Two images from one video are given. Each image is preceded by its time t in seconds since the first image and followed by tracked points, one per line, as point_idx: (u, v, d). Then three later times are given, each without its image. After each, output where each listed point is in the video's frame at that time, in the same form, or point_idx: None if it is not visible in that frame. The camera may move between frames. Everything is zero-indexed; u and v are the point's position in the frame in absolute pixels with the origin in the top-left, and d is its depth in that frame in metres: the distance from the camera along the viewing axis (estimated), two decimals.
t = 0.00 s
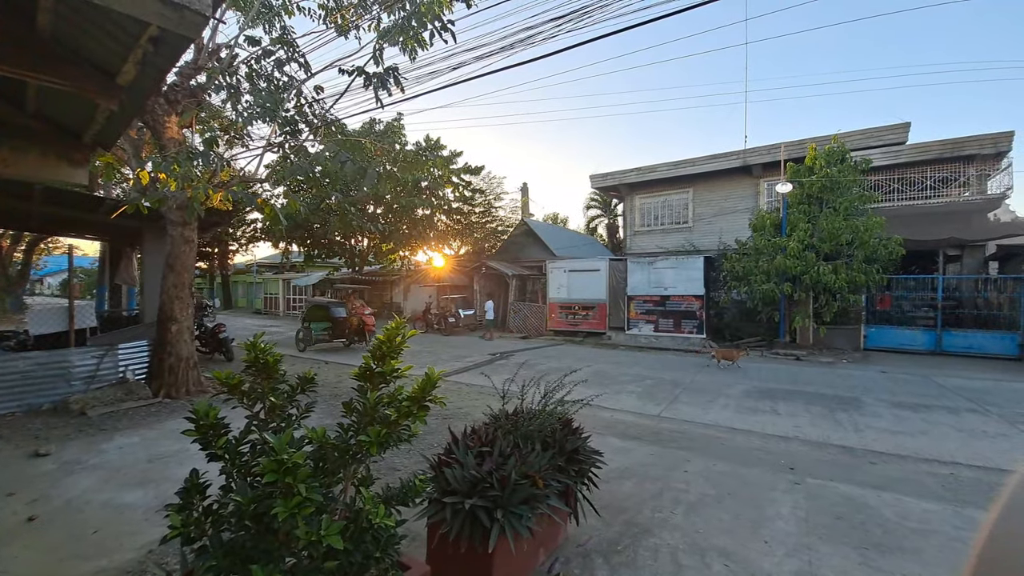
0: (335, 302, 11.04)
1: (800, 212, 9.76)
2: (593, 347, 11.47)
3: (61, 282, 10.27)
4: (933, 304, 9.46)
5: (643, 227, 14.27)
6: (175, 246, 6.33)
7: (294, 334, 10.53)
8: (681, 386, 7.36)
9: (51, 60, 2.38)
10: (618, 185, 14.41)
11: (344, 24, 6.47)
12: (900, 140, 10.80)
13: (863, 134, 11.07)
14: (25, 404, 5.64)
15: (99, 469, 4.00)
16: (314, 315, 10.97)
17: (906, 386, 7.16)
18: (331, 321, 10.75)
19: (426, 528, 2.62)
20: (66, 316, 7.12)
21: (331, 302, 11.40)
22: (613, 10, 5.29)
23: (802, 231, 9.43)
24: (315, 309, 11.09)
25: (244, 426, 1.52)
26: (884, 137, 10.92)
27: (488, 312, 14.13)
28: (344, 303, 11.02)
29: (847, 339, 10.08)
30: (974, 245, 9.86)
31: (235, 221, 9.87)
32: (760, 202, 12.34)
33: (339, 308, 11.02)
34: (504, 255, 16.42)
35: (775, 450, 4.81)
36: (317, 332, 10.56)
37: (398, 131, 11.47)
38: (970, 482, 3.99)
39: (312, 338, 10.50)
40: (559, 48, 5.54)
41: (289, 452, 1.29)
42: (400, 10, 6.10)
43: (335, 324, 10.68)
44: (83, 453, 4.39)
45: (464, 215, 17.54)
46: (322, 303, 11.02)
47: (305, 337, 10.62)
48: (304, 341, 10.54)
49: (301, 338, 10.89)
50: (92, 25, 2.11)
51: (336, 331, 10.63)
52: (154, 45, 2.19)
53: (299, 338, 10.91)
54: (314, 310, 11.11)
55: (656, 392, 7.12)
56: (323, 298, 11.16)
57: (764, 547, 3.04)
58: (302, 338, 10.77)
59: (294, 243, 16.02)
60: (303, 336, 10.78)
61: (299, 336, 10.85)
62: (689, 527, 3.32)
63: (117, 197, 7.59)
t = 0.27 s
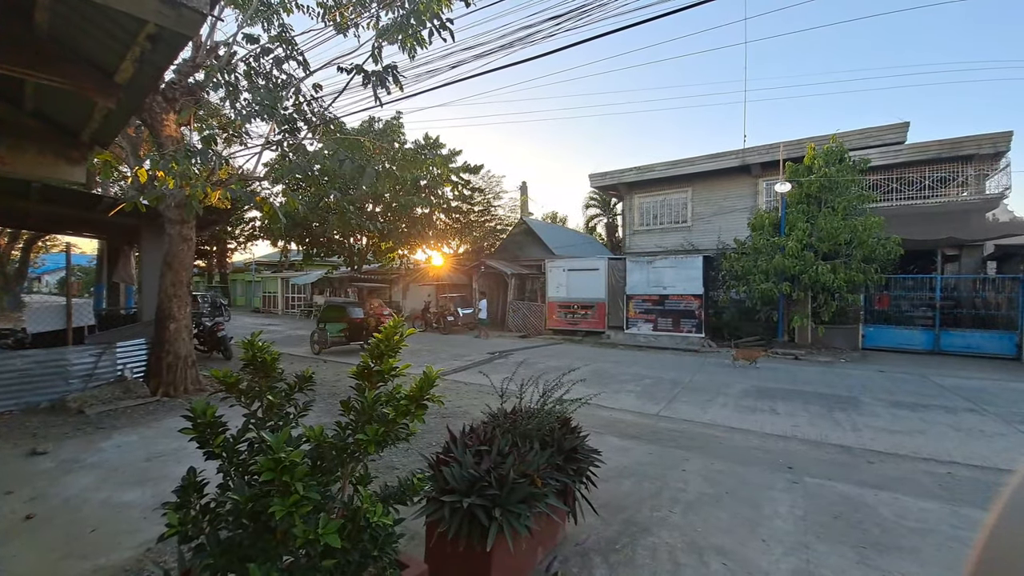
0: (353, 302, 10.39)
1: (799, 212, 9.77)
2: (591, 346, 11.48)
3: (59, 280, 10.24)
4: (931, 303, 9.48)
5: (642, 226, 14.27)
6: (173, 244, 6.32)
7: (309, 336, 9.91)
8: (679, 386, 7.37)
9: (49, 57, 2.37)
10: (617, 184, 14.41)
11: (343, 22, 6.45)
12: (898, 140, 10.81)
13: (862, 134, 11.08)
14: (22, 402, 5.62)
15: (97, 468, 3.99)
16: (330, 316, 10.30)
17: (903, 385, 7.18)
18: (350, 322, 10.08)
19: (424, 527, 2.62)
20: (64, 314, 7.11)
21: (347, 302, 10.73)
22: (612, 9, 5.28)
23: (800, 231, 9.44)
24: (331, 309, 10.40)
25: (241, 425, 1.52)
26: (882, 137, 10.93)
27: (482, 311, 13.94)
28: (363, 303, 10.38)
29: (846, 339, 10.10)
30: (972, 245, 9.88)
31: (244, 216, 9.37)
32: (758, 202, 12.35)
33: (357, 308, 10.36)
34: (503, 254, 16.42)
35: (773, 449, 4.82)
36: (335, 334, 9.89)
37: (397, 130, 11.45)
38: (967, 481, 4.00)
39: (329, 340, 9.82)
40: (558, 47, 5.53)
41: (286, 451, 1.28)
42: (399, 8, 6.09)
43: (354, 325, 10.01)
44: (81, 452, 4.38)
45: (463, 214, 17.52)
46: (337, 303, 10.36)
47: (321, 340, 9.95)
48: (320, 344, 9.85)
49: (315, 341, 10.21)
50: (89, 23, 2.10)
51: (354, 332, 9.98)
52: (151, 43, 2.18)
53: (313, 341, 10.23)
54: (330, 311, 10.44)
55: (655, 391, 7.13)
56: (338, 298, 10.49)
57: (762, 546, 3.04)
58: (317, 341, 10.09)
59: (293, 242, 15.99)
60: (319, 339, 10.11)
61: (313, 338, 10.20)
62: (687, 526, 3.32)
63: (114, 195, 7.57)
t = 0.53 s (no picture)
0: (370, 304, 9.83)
1: (796, 212, 9.79)
2: (590, 346, 11.50)
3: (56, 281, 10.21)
4: (928, 303, 9.52)
5: (640, 226, 14.29)
6: (170, 244, 6.30)
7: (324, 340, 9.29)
8: (678, 385, 7.38)
9: (45, 57, 2.36)
10: (615, 184, 14.43)
11: (341, 22, 6.44)
12: (895, 141, 10.85)
13: (858, 135, 11.12)
14: (17, 403, 5.58)
15: (94, 469, 3.97)
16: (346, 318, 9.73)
17: (900, 385, 7.21)
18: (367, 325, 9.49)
19: (423, 527, 2.62)
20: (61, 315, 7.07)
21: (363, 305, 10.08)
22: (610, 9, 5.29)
23: (797, 231, 9.47)
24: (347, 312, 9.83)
25: (239, 425, 1.51)
26: (879, 138, 10.98)
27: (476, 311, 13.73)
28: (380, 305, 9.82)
29: (843, 339, 10.13)
30: (969, 245, 9.92)
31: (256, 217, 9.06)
32: (756, 202, 12.38)
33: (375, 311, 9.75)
34: (502, 254, 16.42)
35: (771, 448, 4.83)
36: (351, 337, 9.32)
37: (395, 130, 11.44)
38: (964, 480, 4.01)
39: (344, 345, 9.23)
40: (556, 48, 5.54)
41: (284, 451, 1.28)
42: (398, 8, 6.08)
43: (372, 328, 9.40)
44: (78, 453, 4.36)
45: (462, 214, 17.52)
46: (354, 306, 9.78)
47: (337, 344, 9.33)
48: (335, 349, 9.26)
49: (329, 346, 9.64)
50: (86, 22, 2.09)
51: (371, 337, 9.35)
52: (148, 42, 2.17)
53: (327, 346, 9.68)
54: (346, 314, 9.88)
55: (653, 391, 7.14)
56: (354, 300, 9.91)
57: (760, 545, 3.05)
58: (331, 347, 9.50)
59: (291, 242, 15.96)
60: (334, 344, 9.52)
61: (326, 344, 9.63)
62: (686, 525, 3.32)
63: (111, 195, 7.54)
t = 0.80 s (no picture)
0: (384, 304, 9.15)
1: (792, 212, 9.82)
2: (586, 346, 11.52)
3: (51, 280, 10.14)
4: (923, 303, 9.58)
5: (637, 226, 14.31)
6: (166, 243, 6.26)
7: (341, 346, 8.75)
8: (674, 384, 7.39)
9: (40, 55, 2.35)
10: (613, 184, 14.44)
11: (338, 20, 6.42)
12: (891, 141, 10.90)
13: (854, 135, 11.17)
14: (11, 402, 5.54)
15: (88, 468, 3.95)
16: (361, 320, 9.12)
17: (895, 384, 7.25)
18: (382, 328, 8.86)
19: (418, 525, 2.62)
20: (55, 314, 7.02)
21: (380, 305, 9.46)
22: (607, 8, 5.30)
23: (793, 231, 9.51)
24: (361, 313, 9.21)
25: (231, 422, 1.51)
26: (874, 138, 11.02)
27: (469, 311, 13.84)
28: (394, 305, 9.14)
29: (838, 338, 10.18)
30: (964, 245, 9.97)
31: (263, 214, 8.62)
32: (752, 202, 12.42)
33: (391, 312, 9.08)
34: (499, 253, 16.41)
35: (766, 447, 4.85)
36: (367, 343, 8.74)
37: (392, 129, 11.42)
38: (957, 478, 4.04)
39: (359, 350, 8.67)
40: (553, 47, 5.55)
41: (277, 447, 1.28)
42: (395, 6, 6.07)
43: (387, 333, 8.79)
44: (72, 452, 4.34)
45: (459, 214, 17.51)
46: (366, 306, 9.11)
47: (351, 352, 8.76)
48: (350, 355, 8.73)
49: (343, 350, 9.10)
50: (80, 20, 2.08)
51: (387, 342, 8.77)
52: (143, 39, 2.16)
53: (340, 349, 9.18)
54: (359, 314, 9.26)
55: (649, 389, 7.16)
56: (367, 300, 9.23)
57: (754, 543, 3.06)
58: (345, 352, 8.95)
59: (287, 241, 15.92)
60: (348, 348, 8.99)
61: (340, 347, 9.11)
62: (681, 523, 3.33)
63: (106, 194, 7.50)
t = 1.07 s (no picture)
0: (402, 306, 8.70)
1: (784, 212, 9.90)
2: (580, 346, 11.54)
3: (39, 281, 10.01)
4: (912, 303, 9.70)
5: (631, 226, 14.37)
6: (156, 244, 6.20)
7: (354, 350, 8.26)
8: (667, 384, 7.43)
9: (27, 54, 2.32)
10: (606, 184, 14.49)
11: (331, 20, 6.40)
12: (880, 142, 11.02)
13: (844, 137, 11.28)
14: None
15: (76, 472, 3.90)
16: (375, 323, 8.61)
17: (885, 383, 7.33)
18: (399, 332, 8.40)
19: (410, 526, 2.61)
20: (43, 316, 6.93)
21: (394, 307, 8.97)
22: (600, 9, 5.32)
23: (785, 232, 9.59)
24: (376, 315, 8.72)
25: (218, 425, 1.50)
26: (864, 139, 11.13)
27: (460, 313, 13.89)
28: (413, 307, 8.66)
29: (829, 338, 10.27)
30: (952, 245, 10.10)
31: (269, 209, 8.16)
32: (744, 203, 12.51)
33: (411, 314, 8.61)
34: (493, 254, 16.42)
35: (757, 446, 4.88)
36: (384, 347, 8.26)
37: (386, 130, 11.39)
38: (945, 475, 4.10)
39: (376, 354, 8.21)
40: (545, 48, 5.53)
41: (263, 450, 1.27)
42: (388, 7, 6.05)
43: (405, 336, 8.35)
44: (60, 456, 4.28)
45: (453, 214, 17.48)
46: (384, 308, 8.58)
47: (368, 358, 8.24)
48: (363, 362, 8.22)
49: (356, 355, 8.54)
50: (68, 19, 2.06)
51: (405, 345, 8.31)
52: (132, 39, 2.14)
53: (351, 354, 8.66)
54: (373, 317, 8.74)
55: (642, 389, 7.20)
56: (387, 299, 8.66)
57: (745, 541, 3.08)
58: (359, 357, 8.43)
59: (280, 242, 15.82)
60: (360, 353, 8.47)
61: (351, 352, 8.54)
62: (672, 522, 3.35)
63: (95, 194, 7.42)
